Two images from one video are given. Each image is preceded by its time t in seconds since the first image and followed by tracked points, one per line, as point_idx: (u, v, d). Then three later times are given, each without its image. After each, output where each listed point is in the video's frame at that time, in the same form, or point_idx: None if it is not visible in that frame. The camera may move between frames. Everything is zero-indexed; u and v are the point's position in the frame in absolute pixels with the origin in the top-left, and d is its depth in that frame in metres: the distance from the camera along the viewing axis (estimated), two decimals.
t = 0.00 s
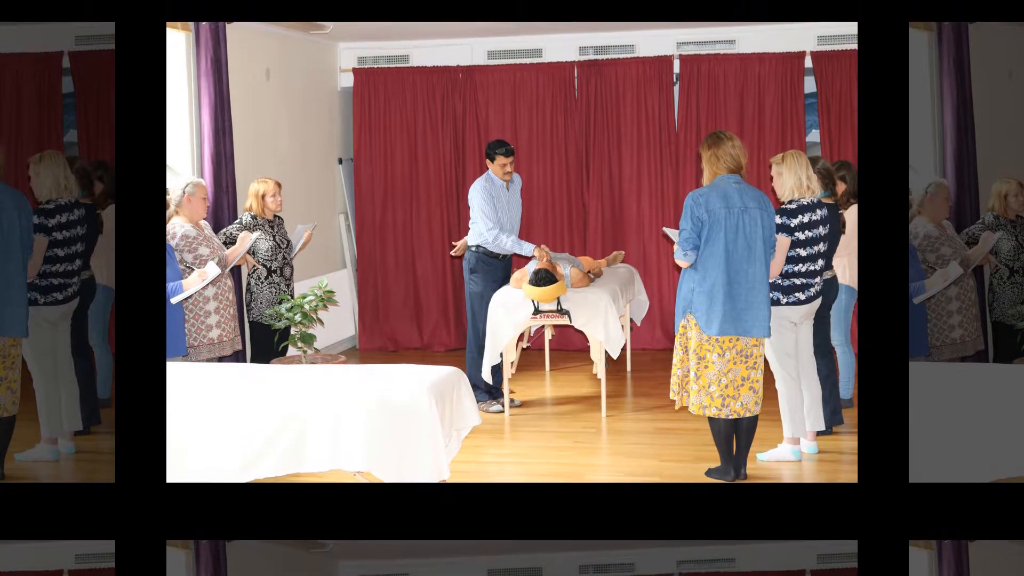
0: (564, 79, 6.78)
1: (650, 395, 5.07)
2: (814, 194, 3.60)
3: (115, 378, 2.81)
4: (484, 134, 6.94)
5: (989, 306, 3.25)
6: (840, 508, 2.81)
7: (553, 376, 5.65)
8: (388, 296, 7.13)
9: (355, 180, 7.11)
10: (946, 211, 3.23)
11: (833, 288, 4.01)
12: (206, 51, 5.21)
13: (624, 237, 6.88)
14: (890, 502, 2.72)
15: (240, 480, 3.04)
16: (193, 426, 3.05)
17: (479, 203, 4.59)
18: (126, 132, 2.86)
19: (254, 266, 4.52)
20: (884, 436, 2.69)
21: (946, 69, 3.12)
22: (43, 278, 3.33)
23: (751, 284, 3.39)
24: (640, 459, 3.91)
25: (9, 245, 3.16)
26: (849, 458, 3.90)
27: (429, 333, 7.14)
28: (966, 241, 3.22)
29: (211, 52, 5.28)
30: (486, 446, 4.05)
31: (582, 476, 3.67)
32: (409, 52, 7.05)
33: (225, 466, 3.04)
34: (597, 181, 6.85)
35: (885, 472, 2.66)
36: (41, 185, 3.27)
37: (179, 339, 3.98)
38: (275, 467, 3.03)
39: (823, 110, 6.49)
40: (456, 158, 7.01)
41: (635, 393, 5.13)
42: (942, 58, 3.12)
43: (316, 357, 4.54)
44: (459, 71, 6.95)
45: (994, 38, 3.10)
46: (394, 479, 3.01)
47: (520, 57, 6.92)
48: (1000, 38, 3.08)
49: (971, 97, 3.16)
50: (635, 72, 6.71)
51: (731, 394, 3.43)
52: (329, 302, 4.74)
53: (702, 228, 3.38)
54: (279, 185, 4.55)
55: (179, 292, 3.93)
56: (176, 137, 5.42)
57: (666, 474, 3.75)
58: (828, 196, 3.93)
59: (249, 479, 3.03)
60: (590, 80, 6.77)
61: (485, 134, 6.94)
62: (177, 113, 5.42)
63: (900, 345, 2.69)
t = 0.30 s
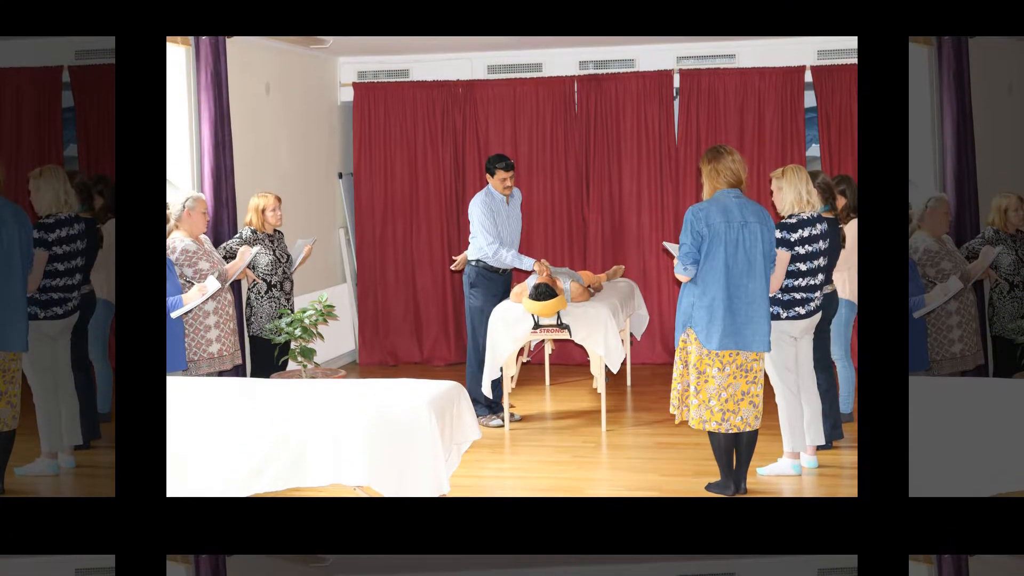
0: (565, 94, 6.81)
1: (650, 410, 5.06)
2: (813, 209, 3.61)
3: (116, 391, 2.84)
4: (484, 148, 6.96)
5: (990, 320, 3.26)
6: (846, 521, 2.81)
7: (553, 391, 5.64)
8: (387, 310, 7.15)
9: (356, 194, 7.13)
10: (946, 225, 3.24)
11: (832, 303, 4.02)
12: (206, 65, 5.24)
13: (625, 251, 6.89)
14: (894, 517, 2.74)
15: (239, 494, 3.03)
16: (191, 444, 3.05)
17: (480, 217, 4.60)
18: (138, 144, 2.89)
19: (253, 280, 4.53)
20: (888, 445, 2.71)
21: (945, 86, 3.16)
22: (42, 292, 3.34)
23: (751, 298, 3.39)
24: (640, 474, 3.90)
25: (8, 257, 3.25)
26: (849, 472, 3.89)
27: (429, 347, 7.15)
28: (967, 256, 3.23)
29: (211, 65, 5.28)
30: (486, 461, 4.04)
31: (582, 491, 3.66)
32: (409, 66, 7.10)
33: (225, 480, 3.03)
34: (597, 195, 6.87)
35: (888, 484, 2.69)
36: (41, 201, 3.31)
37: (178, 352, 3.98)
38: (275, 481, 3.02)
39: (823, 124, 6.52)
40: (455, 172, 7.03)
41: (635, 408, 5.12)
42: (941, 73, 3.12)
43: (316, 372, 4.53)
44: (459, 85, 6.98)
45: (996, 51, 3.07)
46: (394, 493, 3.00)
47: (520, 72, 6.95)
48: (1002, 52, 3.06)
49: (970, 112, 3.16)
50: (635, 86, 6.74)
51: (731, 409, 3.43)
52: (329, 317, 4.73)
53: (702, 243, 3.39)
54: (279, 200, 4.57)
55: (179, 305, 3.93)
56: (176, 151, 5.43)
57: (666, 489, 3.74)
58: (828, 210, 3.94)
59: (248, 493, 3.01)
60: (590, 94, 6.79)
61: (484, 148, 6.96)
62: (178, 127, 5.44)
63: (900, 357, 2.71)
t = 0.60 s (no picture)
0: (565, 108, 6.83)
1: (650, 424, 5.06)
2: (813, 223, 3.62)
3: (117, 406, 2.88)
4: (484, 162, 6.98)
5: (990, 336, 3.21)
6: (845, 537, 2.85)
7: (553, 405, 5.63)
8: (387, 324, 7.16)
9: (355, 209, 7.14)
10: (945, 239, 3.16)
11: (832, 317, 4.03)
12: (207, 79, 5.26)
13: (625, 266, 6.90)
14: (892, 530, 2.76)
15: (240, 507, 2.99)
16: (191, 454, 3.00)
17: (480, 232, 4.61)
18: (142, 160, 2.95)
19: (253, 295, 4.53)
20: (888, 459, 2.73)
21: (945, 98, 3.09)
22: (41, 306, 3.32)
23: (751, 313, 3.39)
24: (640, 488, 3.90)
25: (8, 270, 3.26)
26: (849, 487, 3.89)
27: (429, 362, 7.15)
28: (967, 270, 3.17)
29: (211, 80, 5.31)
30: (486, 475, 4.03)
31: (581, 505, 3.66)
32: (409, 81, 7.14)
33: (225, 493, 2.99)
34: (597, 210, 6.88)
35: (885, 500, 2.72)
36: (41, 215, 3.29)
37: (179, 367, 3.97)
38: (275, 495, 2.98)
39: (823, 139, 6.53)
40: (455, 187, 7.05)
41: (635, 422, 5.12)
42: (941, 88, 3.08)
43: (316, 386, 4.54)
44: (459, 100, 7.00)
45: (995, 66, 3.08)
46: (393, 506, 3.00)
47: (520, 86, 6.99)
48: (1003, 66, 3.07)
49: (970, 127, 3.12)
50: (635, 100, 6.76)
51: (730, 423, 3.43)
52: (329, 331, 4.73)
53: (702, 257, 3.40)
54: (279, 214, 4.59)
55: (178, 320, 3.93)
56: (177, 165, 5.45)
57: (666, 503, 3.74)
58: (828, 224, 3.96)
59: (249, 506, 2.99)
60: (590, 108, 6.81)
61: (484, 162, 6.98)
62: (178, 141, 5.45)
63: (899, 371, 2.73)
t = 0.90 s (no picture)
0: (565, 122, 6.86)
1: (650, 438, 5.05)
2: (813, 238, 3.62)
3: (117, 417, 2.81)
4: (484, 177, 7.00)
5: (989, 350, 3.04)
6: (845, 551, 2.84)
7: (553, 419, 5.63)
8: (387, 339, 7.17)
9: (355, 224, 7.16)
10: (946, 252, 2.91)
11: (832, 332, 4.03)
12: (207, 93, 5.28)
13: (624, 280, 6.91)
14: (891, 544, 2.75)
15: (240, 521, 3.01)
16: (191, 468, 3.03)
17: (481, 246, 4.62)
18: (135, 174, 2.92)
19: (253, 309, 4.54)
20: (887, 471, 2.75)
21: (945, 111, 2.91)
22: (42, 321, 3.28)
23: (751, 326, 3.40)
24: (639, 502, 3.89)
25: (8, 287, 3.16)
26: (849, 501, 3.89)
27: (430, 377, 7.16)
28: (967, 284, 2.93)
29: (211, 94, 5.33)
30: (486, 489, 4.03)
31: (581, 519, 3.65)
32: (409, 95, 7.16)
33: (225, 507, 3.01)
34: (597, 224, 6.90)
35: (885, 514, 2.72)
36: (41, 229, 3.24)
37: (179, 382, 3.97)
38: (274, 509, 3.00)
39: (823, 153, 6.54)
40: (455, 202, 7.07)
41: (635, 437, 5.11)
42: (940, 103, 2.89)
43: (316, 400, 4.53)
44: (459, 114, 7.03)
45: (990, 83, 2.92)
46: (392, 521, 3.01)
47: (520, 101, 7.02)
48: (1001, 82, 2.92)
49: (969, 141, 2.96)
50: (635, 114, 6.79)
51: (731, 437, 3.43)
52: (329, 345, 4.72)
53: (702, 271, 3.40)
54: (279, 228, 4.60)
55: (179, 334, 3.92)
56: (177, 180, 5.46)
57: (666, 517, 3.73)
58: (828, 238, 3.98)
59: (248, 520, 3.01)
60: (590, 123, 6.84)
61: (484, 177, 7.01)
62: (179, 155, 5.46)
63: (899, 386, 2.74)
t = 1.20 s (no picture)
0: (565, 137, 6.89)
1: (650, 453, 5.05)
2: (813, 252, 3.63)
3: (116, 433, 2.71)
4: (484, 191, 7.02)
5: (989, 365, 2.93)
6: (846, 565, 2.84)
7: (552, 434, 5.62)
8: (387, 353, 7.18)
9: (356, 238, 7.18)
10: (945, 267, 2.81)
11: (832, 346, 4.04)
12: (207, 108, 5.30)
13: (625, 295, 6.92)
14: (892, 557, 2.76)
15: (239, 535, 3.00)
16: (193, 479, 3.03)
17: (480, 260, 4.62)
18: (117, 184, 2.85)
19: (253, 323, 4.54)
20: (886, 483, 2.63)
21: (946, 126, 2.81)
22: (41, 334, 3.15)
23: (751, 341, 3.40)
24: (639, 516, 3.89)
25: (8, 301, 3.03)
26: (849, 516, 3.88)
27: (429, 392, 7.16)
28: (967, 299, 2.83)
29: (211, 109, 5.35)
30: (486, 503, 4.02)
31: (581, 534, 3.64)
32: (409, 110, 7.17)
33: (225, 519, 3.00)
34: (597, 239, 6.91)
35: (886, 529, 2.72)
36: (41, 244, 3.11)
37: (179, 396, 3.97)
38: (274, 524, 2.99)
39: (824, 167, 6.57)
40: (455, 216, 7.09)
41: (635, 451, 5.11)
42: (942, 112, 2.80)
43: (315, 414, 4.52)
44: (459, 129, 7.05)
45: (992, 96, 2.80)
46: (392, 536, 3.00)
47: (520, 115, 7.02)
48: (1000, 96, 2.80)
49: (970, 155, 2.84)
50: (635, 129, 6.81)
51: (731, 452, 3.44)
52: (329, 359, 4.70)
53: (702, 285, 3.41)
54: (279, 242, 4.60)
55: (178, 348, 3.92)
56: (177, 195, 5.47)
57: (666, 532, 3.73)
58: (828, 253, 3.99)
59: (248, 535, 3.00)
60: (590, 137, 6.87)
61: (484, 191, 7.02)
62: (179, 170, 5.47)
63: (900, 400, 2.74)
